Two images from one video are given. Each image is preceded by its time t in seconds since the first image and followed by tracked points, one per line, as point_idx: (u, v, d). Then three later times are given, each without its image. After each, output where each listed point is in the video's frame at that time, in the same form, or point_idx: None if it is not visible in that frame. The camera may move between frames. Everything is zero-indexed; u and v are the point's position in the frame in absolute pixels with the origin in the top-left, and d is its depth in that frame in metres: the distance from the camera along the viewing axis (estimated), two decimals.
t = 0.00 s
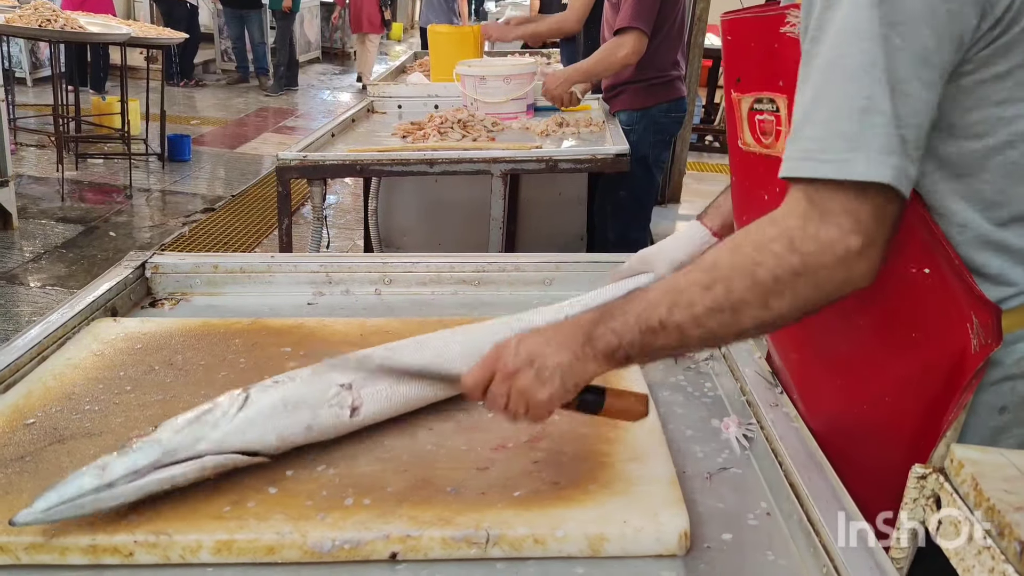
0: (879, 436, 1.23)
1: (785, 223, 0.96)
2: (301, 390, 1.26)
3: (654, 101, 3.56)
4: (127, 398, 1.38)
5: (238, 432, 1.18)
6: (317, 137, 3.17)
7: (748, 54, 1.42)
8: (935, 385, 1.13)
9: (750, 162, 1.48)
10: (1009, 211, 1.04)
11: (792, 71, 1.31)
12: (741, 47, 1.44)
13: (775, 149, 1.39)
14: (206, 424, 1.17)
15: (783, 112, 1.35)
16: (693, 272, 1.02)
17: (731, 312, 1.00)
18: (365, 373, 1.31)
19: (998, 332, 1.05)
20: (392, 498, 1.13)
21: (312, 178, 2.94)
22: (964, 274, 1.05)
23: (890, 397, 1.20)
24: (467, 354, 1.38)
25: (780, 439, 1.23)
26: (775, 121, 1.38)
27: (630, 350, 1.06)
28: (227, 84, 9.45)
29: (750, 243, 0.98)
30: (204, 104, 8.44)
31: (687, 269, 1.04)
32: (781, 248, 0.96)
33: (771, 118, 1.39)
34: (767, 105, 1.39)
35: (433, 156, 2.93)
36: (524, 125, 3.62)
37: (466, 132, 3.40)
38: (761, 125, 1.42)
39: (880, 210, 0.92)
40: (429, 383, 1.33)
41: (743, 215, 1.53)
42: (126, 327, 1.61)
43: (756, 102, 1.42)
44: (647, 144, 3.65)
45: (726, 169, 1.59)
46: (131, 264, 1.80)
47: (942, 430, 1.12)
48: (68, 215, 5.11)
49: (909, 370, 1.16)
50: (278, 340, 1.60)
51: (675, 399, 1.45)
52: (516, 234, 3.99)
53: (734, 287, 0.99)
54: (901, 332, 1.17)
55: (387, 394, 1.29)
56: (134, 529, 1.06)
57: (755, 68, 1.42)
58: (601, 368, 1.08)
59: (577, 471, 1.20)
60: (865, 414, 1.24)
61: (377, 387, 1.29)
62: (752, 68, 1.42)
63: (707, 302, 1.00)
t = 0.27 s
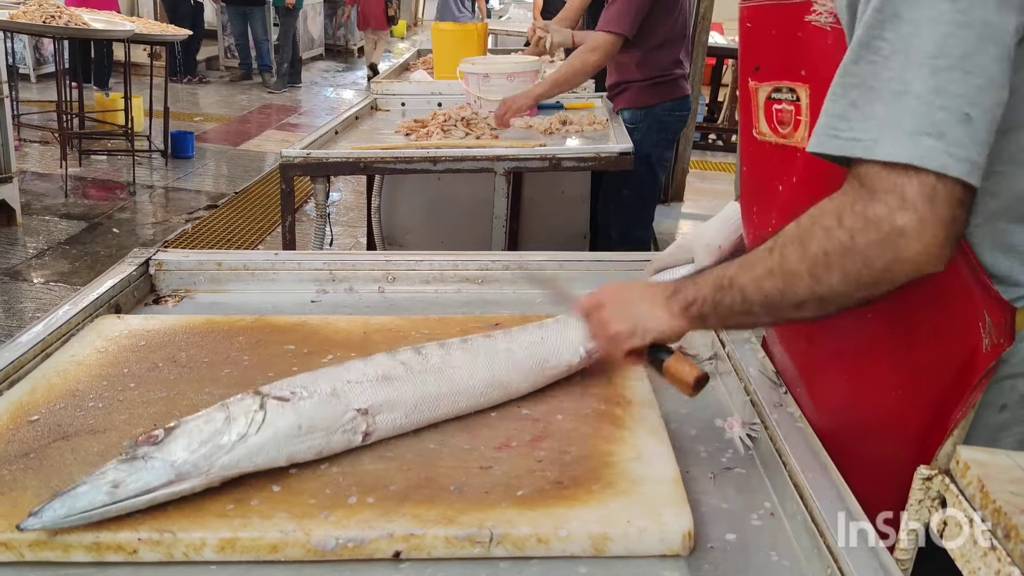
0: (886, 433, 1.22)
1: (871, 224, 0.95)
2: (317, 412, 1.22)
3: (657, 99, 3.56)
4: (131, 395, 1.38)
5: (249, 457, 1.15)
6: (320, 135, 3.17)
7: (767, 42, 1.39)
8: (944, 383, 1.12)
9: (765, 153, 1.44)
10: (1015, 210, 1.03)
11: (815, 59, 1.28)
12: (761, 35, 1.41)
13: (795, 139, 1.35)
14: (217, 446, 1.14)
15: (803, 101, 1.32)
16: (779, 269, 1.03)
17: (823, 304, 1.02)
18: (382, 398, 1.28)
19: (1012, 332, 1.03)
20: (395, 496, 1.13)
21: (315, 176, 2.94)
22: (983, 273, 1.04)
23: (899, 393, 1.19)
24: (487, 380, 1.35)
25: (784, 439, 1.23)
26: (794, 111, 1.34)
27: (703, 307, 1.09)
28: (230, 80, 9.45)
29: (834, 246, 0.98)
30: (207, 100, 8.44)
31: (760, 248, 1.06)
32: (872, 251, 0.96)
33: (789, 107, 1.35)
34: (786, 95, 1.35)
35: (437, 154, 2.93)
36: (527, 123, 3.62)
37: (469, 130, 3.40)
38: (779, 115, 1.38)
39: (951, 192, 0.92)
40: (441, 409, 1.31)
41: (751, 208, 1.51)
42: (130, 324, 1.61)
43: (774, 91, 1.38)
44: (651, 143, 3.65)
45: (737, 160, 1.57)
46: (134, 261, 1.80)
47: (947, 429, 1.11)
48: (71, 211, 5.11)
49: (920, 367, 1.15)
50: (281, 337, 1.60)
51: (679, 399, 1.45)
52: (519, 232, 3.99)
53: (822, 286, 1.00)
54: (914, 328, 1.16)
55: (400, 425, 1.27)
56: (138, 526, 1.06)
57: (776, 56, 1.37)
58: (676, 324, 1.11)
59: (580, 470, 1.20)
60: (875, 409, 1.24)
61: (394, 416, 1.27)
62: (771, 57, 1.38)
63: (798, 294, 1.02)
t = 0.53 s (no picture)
0: (891, 431, 1.22)
1: (870, 220, 0.97)
2: (296, 396, 1.25)
3: (656, 98, 3.55)
4: (131, 391, 1.39)
5: (223, 433, 1.17)
6: (322, 132, 3.17)
7: (778, 39, 1.38)
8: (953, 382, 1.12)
9: (774, 150, 1.44)
10: (1014, 207, 1.03)
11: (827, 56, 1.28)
12: (772, 31, 1.39)
13: (803, 136, 1.35)
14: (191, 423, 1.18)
15: (814, 98, 1.30)
16: (789, 279, 1.05)
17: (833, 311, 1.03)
18: (360, 384, 1.30)
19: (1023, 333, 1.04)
20: (394, 493, 1.13)
21: (316, 173, 2.94)
22: (996, 274, 1.05)
23: (907, 392, 1.19)
24: (468, 371, 1.36)
25: (784, 438, 1.23)
26: (805, 109, 1.33)
27: (718, 336, 1.13)
28: (232, 78, 9.46)
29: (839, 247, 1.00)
30: (210, 98, 8.45)
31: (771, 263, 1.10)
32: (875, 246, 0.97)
33: (800, 104, 1.34)
34: (797, 92, 1.34)
35: (438, 152, 2.93)
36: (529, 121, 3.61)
37: (471, 128, 3.40)
38: (788, 111, 1.37)
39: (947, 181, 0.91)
40: (423, 394, 1.31)
41: (761, 203, 1.51)
42: (131, 320, 1.61)
43: (784, 87, 1.37)
44: (651, 141, 3.64)
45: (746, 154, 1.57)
46: (136, 257, 1.81)
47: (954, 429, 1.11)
48: (73, 208, 5.11)
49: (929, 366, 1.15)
50: (282, 334, 1.60)
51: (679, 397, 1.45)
52: (520, 230, 3.99)
53: (832, 291, 1.02)
54: (924, 327, 1.16)
55: (382, 408, 1.28)
56: (137, 521, 1.06)
57: (788, 53, 1.36)
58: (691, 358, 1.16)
59: (579, 467, 1.20)
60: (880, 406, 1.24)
61: (374, 400, 1.28)
62: (783, 53, 1.37)
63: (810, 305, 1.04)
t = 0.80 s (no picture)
0: (894, 427, 1.23)
1: (935, 231, 0.99)
2: (236, 418, 1.20)
3: (657, 97, 3.56)
4: (130, 389, 1.39)
5: (210, 438, 1.18)
6: (322, 130, 3.17)
7: (797, 34, 1.36)
8: (962, 380, 1.14)
9: (788, 145, 1.43)
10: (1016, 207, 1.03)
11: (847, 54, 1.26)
12: (791, 26, 1.37)
13: (818, 132, 1.33)
14: (124, 441, 1.15)
15: (829, 95, 1.29)
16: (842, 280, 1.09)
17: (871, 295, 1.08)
18: (308, 407, 1.24)
19: None
20: (393, 492, 1.13)
21: (317, 171, 2.94)
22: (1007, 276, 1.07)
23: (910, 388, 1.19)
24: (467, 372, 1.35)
25: (783, 438, 1.23)
26: (820, 105, 1.31)
27: (763, 326, 1.16)
28: (233, 76, 9.45)
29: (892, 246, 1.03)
30: (210, 96, 8.44)
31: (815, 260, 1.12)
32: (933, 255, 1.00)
33: (816, 100, 1.32)
34: (814, 88, 1.32)
35: (439, 151, 2.93)
36: (529, 119, 3.61)
37: (472, 126, 3.40)
38: (804, 107, 1.35)
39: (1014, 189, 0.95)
40: (373, 420, 1.25)
41: (772, 198, 1.50)
42: (130, 319, 1.62)
43: (801, 83, 1.35)
44: (652, 140, 3.64)
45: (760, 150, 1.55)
46: (136, 256, 1.81)
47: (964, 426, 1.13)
48: (74, 206, 5.12)
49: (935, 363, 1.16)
50: (282, 333, 1.60)
51: (678, 397, 1.45)
52: (521, 229, 3.99)
53: (888, 291, 1.06)
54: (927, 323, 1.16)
55: (328, 434, 1.23)
56: (135, 520, 1.06)
57: (808, 49, 1.35)
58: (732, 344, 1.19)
59: (579, 467, 1.20)
60: (881, 402, 1.23)
61: (321, 425, 1.23)
62: (802, 48, 1.36)
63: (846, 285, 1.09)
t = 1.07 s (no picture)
0: (904, 413, 1.22)
1: (882, 66, 0.92)
2: (238, 418, 1.20)
3: (662, 97, 3.55)
4: (132, 388, 1.39)
5: (210, 436, 1.17)
6: (323, 129, 3.16)
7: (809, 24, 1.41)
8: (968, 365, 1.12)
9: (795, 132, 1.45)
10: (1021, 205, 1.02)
11: (855, 37, 1.44)
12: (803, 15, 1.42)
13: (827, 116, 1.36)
14: (126, 439, 1.15)
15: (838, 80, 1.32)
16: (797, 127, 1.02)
17: (821, 171, 1.00)
18: (310, 407, 1.23)
19: None
20: (395, 491, 1.13)
21: (318, 170, 2.93)
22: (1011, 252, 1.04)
23: (918, 374, 1.19)
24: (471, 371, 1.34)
25: (786, 436, 1.23)
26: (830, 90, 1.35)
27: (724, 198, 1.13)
28: (234, 74, 9.45)
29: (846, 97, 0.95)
30: (211, 94, 8.44)
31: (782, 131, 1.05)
32: (875, 97, 0.92)
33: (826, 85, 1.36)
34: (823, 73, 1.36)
35: (440, 150, 2.92)
36: (531, 118, 3.61)
37: (473, 125, 3.39)
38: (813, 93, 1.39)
39: (982, 38, 0.88)
40: (376, 418, 1.25)
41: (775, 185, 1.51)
42: (132, 317, 1.61)
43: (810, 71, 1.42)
44: (655, 139, 3.64)
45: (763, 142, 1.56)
46: (137, 254, 1.80)
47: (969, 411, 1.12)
48: (75, 205, 5.11)
49: (942, 348, 1.15)
50: (283, 332, 1.59)
51: (681, 396, 1.44)
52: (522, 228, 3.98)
53: (826, 141, 0.98)
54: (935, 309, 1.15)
55: (328, 435, 1.22)
56: (137, 519, 1.06)
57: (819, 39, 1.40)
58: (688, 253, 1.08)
59: (581, 467, 1.19)
60: (891, 388, 1.23)
61: (321, 425, 1.22)
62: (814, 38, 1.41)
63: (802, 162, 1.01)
